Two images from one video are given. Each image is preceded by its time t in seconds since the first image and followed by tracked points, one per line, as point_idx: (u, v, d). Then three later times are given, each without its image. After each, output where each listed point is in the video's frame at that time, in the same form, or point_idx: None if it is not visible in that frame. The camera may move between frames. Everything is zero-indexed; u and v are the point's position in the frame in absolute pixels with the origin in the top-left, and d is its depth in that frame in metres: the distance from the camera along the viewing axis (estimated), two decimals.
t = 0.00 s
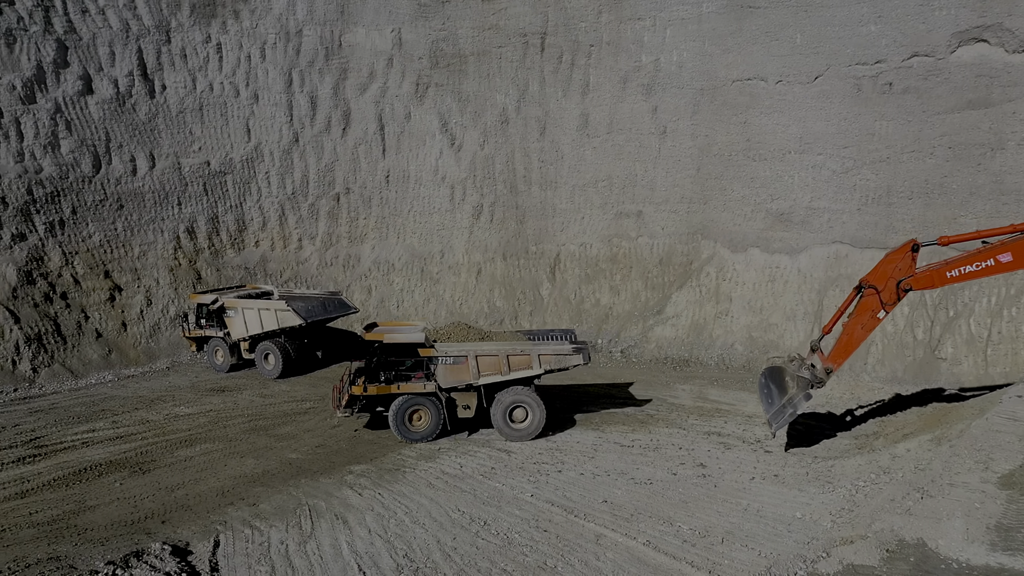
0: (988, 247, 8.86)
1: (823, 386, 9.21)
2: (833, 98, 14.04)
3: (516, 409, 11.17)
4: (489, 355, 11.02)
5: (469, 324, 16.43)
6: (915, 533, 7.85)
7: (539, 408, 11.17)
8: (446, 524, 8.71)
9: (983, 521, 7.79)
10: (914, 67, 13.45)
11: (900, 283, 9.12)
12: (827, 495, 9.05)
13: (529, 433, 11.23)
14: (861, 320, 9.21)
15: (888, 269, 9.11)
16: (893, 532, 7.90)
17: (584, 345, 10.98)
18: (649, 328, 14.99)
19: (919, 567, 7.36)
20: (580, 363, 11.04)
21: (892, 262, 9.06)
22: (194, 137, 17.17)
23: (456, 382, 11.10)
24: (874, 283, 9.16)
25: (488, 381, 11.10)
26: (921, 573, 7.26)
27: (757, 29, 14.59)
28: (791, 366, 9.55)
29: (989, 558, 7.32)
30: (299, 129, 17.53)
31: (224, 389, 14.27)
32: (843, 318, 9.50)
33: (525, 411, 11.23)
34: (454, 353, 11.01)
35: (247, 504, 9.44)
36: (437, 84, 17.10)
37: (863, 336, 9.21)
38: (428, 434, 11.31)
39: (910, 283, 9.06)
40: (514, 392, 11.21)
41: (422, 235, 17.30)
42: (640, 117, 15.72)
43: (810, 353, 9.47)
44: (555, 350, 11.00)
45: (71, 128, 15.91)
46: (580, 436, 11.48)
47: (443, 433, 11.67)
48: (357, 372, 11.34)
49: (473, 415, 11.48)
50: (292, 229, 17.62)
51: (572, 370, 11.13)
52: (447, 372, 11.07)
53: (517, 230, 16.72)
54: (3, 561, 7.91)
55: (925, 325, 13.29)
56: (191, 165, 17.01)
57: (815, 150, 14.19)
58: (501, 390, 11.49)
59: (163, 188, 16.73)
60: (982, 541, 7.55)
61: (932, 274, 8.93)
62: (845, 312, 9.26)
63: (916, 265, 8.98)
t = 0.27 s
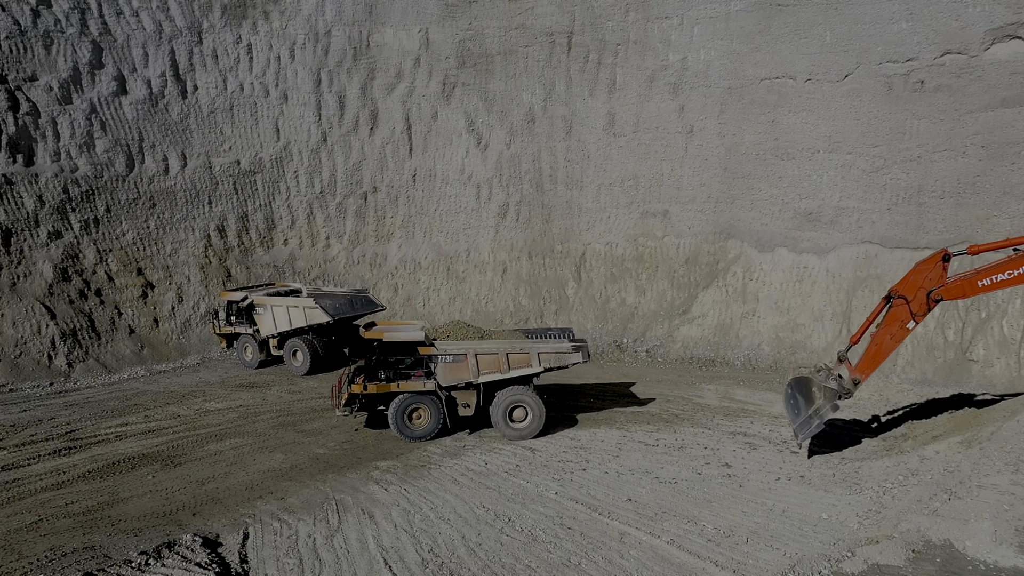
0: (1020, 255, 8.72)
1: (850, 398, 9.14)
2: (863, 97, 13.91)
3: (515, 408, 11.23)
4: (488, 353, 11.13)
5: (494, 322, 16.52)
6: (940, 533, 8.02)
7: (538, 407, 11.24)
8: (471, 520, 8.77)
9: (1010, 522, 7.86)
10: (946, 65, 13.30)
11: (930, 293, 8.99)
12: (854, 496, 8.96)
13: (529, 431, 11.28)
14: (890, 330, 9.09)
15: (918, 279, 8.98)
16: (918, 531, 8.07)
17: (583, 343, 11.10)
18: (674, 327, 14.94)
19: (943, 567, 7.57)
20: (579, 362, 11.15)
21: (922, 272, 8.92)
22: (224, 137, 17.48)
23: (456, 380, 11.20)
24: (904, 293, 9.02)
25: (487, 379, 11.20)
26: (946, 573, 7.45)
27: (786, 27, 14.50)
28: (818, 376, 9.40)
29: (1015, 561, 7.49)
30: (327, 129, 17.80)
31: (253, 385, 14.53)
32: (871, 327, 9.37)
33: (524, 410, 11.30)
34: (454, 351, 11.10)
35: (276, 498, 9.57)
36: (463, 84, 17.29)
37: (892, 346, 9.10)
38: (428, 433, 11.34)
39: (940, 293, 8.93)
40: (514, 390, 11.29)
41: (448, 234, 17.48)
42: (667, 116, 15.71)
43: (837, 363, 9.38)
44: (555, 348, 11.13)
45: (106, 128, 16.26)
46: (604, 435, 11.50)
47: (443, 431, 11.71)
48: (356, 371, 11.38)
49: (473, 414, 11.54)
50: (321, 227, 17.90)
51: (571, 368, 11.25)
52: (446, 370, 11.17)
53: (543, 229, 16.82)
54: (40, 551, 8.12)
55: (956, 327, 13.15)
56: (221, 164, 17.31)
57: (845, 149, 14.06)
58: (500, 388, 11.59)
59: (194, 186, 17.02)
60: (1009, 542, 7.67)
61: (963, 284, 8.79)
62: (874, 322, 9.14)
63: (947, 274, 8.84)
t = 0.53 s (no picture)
0: None
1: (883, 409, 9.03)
2: (896, 95, 13.77)
3: (515, 408, 11.32)
4: (490, 354, 11.19)
5: (520, 321, 16.63)
6: (971, 536, 7.92)
7: (538, 406, 11.34)
8: (497, 517, 8.85)
9: None
10: (982, 62, 13.07)
11: (963, 302, 8.81)
12: (883, 499, 8.88)
13: (529, 430, 11.36)
14: (922, 340, 8.90)
15: (950, 288, 8.80)
16: (948, 535, 7.97)
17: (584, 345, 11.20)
18: (701, 328, 14.89)
19: (974, 569, 7.44)
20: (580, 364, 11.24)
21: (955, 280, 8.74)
22: (255, 137, 17.79)
23: (456, 380, 11.24)
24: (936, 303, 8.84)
25: (488, 380, 11.25)
26: None
27: (816, 26, 14.57)
28: (850, 387, 9.28)
29: None
30: (357, 129, 18.15)
31: (282, 381, 14.78)
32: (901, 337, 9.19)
33: (524, 410, 11.39)
34: (454, 351, 11.15)
35: (305, 493, 9.72)
36: (491, 84, 17.59)
37: (924, 357, 8.92)
38: (427, 433, 11.39)
39: (973, 303, 8.74)
40: (514, 391, 11.36)
41: (475, 233, 17.71)
42: (695, 115, 15.85)
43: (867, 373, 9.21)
44: (556, 349, 11.22)
45: (140, 128, 16.60)
46: (630, 434, 11.52)
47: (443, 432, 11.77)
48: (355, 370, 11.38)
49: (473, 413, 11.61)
50: (349, 226, 18.18)
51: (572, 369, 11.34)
52: (447, 370, 11.21)
53: (569, 228, 17.04)
54: (77, 540, 8.18)
55: (990, 329, 13.03)
56: (252, 164, 17.61)
57: (876, 148, 13.95)
58: (500, 389, 11.64)
59: (225, 185, 17.33)
60: None
61: (998, 293, 8.60)
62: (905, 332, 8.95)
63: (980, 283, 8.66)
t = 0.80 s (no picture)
0: None
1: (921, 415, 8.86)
2: (934, 93, 13.59)
3: (517, 408, 11.43)
4: (493, 354, 11.32)
5: (550, 320, 16.72)
6: (1006, 540, 7.77)
7: (541, 406, 11.46)
8: (526, 515, 8.91)
9: None
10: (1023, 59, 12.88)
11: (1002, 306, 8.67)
12: (917, 503, 8.77)
13: (532, 430, 11.45)
14: (959, 345, 8.74)
15: (987, 292, 8.69)
16: (982, 538, 7.83)
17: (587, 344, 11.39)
18: (733, 328, 14.81)
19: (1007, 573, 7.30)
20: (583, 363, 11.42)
21: (992, 284, 8.64)
22: (289, 136, 18.07)
23: (460, 380, 11.34)
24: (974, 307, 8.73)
25: (492, 380, 11.37)
26: None
27: (852, 23, 14.45)
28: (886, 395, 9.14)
29: None
30: (389, 128, 18.38)
31: (315, 378, 15.01)
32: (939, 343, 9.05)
33: (527, 410, 11.49)
34: (458, 351, 11.26)
35: (337, 488, 9.88)
36: (523, 83, 17.81)
37: (961, 362, 8.74)
38: (430, 433, 11.41)
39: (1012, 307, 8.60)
40: (517, 390, 11.48)
41: (506, 232, 17.86)
42: (728, 113, 15.83)
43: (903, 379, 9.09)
44: (560, 348, 11.37)
45: (178, 127, 16.96)
46: (660, 434, 11.51)
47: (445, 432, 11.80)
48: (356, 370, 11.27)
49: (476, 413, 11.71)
50: (381, 225, 18.39)
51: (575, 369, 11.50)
52: (451, 370, 11.31)
53: (600, 228, 17.11)
54: (117, 529, 8.40)
55: None
56: (287, 163, 17.90)
57: (913, 147, 13.75)
58: (503, 389, 11.75)
59: (260, 184, 17.64)
60: None
61: None
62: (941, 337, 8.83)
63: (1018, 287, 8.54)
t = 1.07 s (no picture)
0: None
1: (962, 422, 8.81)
2: (975, 91, 13.39)
3: (519, 407, 11.56)
4: (496, 354, 11.44)
5: (581, 320, 16.75)
6: None
7: (544, 404, 11.60)
8: (554, 513, 8.97)
9: None
10: None
11: None
12: (954, 508, 8.64)
13: (535, 429, 11.55)
14: (1000, 349, 8.61)
15: None
16: (1018, 543, 7.68)
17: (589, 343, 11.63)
18: (766, 329, 14.69)
19: None
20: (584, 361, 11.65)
21: None
22: (324, 136, 18.32)
23: (463, 381, 11.40)
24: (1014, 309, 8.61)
25: (495, 380, 11.47)
26: None
27: (891, 21, 14.31)
28: (925, 403, 9.10)
29: None
30: (422, 128, 18.58)
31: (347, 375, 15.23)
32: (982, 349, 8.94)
33: (529, 409, 11.60)
34: (461, 352, 11.33)
35: (368, 483, 10.04)
36: (556, 83, 17.96)
37: (1002, 367, 8.58)
38: (433, 433, 11.40)
39: None
40: (519, 390, 11.61)
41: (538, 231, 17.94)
42: (763, 112, 15.74)
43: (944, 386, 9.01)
44: (561, 347, 11.58)
45: (216, 128, 17.29)
46: (690, 435, 11.47)
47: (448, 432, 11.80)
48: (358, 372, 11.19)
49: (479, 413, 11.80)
50: (413, 224, 18.56)
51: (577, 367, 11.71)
52: (455, 371, 11.36)
53: (632, 228, 17.09)
54: (154, 520, 8.64)
55: None
56: (321, 162, 18.16)
57: (953, 146, 13.55)
58: (503, 389, 11.87)
59: (295, 183, 17.91)
60: None
61: None
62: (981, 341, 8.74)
63: None
